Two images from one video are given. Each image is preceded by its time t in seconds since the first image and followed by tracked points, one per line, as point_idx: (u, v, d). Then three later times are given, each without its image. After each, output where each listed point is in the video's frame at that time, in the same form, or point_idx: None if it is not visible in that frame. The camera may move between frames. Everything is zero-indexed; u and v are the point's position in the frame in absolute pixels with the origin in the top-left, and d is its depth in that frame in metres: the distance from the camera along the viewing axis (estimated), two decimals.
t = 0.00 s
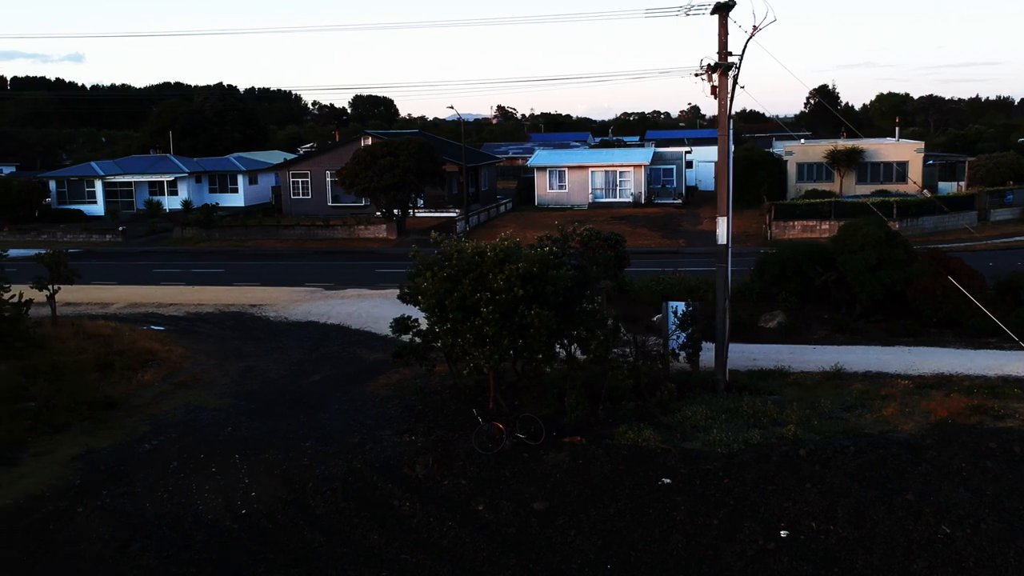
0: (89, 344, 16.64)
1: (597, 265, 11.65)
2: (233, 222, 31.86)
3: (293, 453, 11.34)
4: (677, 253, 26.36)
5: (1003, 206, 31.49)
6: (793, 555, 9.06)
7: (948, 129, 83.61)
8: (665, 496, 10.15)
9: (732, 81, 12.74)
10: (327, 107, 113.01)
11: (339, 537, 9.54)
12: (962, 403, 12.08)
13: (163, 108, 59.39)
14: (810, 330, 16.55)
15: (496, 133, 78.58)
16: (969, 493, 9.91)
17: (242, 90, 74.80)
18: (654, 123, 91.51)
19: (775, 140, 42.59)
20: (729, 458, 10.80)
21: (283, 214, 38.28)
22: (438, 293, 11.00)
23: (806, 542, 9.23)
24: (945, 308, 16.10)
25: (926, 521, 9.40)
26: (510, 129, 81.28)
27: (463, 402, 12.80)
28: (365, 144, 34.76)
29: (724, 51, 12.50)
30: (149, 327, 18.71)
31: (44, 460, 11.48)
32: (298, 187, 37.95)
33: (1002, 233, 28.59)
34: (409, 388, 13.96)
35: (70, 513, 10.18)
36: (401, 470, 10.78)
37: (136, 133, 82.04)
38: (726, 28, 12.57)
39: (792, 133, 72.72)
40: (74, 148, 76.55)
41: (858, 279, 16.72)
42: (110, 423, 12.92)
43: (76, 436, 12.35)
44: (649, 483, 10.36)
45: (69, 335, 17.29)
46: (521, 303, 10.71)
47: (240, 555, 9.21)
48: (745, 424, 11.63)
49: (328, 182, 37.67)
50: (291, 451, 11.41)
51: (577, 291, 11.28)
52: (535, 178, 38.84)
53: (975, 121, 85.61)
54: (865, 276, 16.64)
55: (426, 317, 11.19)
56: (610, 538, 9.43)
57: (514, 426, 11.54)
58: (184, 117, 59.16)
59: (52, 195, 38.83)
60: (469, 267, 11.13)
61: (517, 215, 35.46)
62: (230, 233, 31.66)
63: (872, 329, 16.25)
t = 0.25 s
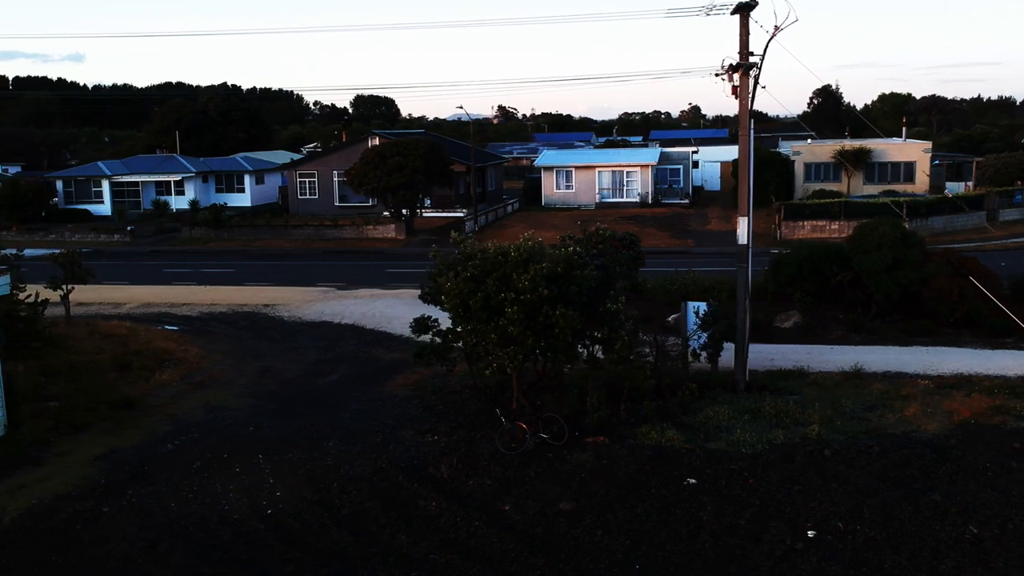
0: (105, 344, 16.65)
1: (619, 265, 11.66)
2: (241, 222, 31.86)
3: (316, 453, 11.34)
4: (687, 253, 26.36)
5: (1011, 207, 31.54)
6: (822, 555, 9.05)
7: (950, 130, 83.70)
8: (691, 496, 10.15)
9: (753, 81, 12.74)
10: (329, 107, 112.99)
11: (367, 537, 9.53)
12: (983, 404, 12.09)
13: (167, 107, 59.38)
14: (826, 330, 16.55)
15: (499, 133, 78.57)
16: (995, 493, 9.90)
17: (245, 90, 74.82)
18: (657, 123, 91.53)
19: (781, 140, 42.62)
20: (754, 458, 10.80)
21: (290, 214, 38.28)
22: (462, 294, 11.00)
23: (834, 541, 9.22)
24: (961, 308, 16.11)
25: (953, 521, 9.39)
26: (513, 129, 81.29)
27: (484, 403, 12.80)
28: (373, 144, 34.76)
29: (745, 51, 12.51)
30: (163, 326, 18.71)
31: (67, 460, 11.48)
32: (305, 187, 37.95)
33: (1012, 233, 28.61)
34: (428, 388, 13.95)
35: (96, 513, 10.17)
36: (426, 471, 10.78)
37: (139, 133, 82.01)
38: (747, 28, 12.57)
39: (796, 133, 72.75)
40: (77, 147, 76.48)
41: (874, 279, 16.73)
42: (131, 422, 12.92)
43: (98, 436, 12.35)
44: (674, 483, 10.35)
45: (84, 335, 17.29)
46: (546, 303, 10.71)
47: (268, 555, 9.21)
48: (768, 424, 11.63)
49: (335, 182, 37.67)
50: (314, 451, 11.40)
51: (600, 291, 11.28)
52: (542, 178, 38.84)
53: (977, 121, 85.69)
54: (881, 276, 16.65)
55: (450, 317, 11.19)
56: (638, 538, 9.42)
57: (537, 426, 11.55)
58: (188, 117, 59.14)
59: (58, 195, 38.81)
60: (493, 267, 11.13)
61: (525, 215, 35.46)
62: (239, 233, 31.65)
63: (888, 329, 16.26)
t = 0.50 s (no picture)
0: (120, 344, 16.66)
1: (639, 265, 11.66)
2: (249, 221, 31.85)
3: (337, 453, 11.34)
4: (695, 253, 26.36)
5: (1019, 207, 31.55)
6: (846, 554, 9.03)
7: (953, 130, 83.77)
8: (713, 496, 10.15)
9: (771, 81, 12.73)
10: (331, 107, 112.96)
11: (390, 537, 9.53)
12: (1002, 404, 12.09)
13: (170, 107, 59.37)
14: (840, 330, 16.55)
15: (502, 133, 78.54)
16: (1018, 494, 9.88)
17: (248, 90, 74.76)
18: (659, 124, 91.49)
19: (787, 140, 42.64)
20: (775, 458, 10.81)
21: (296, 214, 38.28)
22: (483, 293, 11.00)
23: (857, 542, 9.21)
24: (975, 308, 16.10)
25: (976, 522, 9.37)
26: (516, 129, 81.27)
27: (503, 403, 12.82)
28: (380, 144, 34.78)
29: (763, 52, 12.51)
30: (176, 326, 18.72)
31: (86, 460, 11.49)
32: (311, 187, 37.97)
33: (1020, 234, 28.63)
34: (445, 388, 13.95)
35: (118, 513, 10.18)
36: (447, 470, 10.79)
37: (141, 133, 81.95)
38: (765, 28, 12.56)
39: (799, 133, 72.77)
40: (80, 147, 76.41)
41: (887, 279, 16.74)
42: (149, 422, 12.92)
43: (117, 436, 12.36)
44: (696, 483, 10.36)
45: (98, 334, 17.29)
46: (567, 303, 10.72)
47: (292, 555, 9.20)
48: (787, 424, 11.64)
49: (341, 182, 37.66)
50: (334, 451, 11.41)
51: (621, 291, 11.26)
52: (548, 178, 38.84)
53: (980, 121, 85.76)
54: (894, 276, 16.65)
55: (470, 317, 11.18)
56: (661, 538, 9.42)
57: (556, 426, 11.55)
58: (191, 117, 59.12)
59: (65, 195, 38.80)
60: (513, 266, 11.13)
61: (531, 215, 35.45)
62: (246, 233, 31.65)
63: (902, 330, 16.27)
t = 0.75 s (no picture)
0: (136, 344, 16.67)
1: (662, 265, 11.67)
2: (257, 222, 31.86)
3: (360, 453, 11.35)
4: (705, 253, 26.37)
5: None
6: (873, 554, 9.03)
7: (957, 130, 83.82)
8: (739, 496, 10.15)
9: (791, 81, 12.74)
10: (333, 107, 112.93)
11: (417, 537, 9.53)
12: None
13: (175, 107, 59.38)
14: (856, 330, 16.57)
15: (506, 132, 78.52)
16: None
17: (251, 90, 74.76)
18: (662, 124, 91.45)
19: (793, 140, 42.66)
20: (799, 458, 10.82)
21: (304, 214, 38.28)
22: (507, 294, 11.00)
23: (884, 542, 9.19)
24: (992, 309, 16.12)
25: (1003, 522, 9.35)
26: (520, 129, 81.28)
27: (524, 403, 12.83)
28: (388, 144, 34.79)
29: (784, 51, 12.52)
30: (190, 326, 18.73)
31: (109, 460, 11.50)
32: (318, 187, 37.98)
33: None
34: (464, 388, 13.96)
35: (143, 513, 10.19)
36: (471, 470, 10.80)
37: (144, 133, 81.95)
38: (786, 28, 12.57)
39: (803, 133, 72.80)
40: (84, 147, 76.43)
41: (903, 279, 16.75)
42: (169, 422, 12.93)
43: (138, 436, 12.36)
44: (721, 484, 10.36)
45: (114, 335, 17.31)
46: (591, 303, 10.72)
47: (319, 555, 9.21)
48: (810, 424, 11.65)
49: (348, 182, 37.67)
50: (357, 451, 11.41)
51: (644, 291, 11.26)
52: (554, 178, 38.84)
53: (983, 121, 85.79)
54: (910, 276, 16.67)
55: (493, 317, 11.19)
56: (688, 538, 9.42)
57: (579, 426, 11.55)
58: (196, 117, 59.12)
59: (71, 195, 38.81)
60: (536, 267, 11.14)
61: (539, 215, 35.45)
62: (254, 233, 31.65)
63: (918, 329, 16.28)
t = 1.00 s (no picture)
0: (150, 344, 16.67)
1: (682, 264, 11.68)
2: (264, 221, 31.86)
3: (380, 453, 11.36)
4: (714, 254, 26.37)
5: None
6: (897, 554, 9.01)
7: (959, 130, 83.84)
8: (761, 496, 10.15)
9: (809, 81, 12.76)
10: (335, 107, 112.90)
11: (441, 537, 9.53)
12: None
13: (179, 108, 59.38)
14: (870, 330, 16.57)
15: (509, 132, 78.52)
16: None
17: (254, 90, 74.76)
18: (664, 124, 91.45)
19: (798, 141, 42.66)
20: (820, 459, 10.82)
21: (310, 214, 38.28)
22: (527, 295, 10.99)
23: (908, 542, 9.17)
24: (1006, 309, 16.12)
25: None
26: (522, 129, 81.27)
27: (542, 404, 12.83)
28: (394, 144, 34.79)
29: (802, 52, 12.55)
30: (202, 326, 18.73)
31: (129, 460, 11.51)
32: (324, 187, 37.98)
33: None
34: (480, 389, 13.97)
35: (166, 513, 10.19)
36: (492, 470, 10.81)
37: (147, 133, 81.95)
38: (804, 28, 12.59)
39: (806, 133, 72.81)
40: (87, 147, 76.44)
41: (916, 280, 16.76)
42: (186, 422, 12.93)
43: (156, 436, 12.37)
44: (743, 484, 10.37)
45: (127, 334, 17.31)
46: (613, 304, 10.71)
47: (344, 555, 9.21)
48: (829, 424, 11.65)
49: (354, 182, 37.67)
50: (377, 452, 11.41)
51: (664, 291, 11.27)
52: (560, 178, 38.84)
53: (986, 122, 85.81)
54: (924, 276, 16.67)
55: (514, 317, 11.17)
56: (712, 538, 9.41)
57: (599, 426, 11.54)
58: (199, 117, 59.10)
59: (78, 195, 38.81)
60: (556, 267, 11.14)
61: (545, 215, 35.45)
62: (262, 233, 31.65)
63: (931, 330, 16.29)
